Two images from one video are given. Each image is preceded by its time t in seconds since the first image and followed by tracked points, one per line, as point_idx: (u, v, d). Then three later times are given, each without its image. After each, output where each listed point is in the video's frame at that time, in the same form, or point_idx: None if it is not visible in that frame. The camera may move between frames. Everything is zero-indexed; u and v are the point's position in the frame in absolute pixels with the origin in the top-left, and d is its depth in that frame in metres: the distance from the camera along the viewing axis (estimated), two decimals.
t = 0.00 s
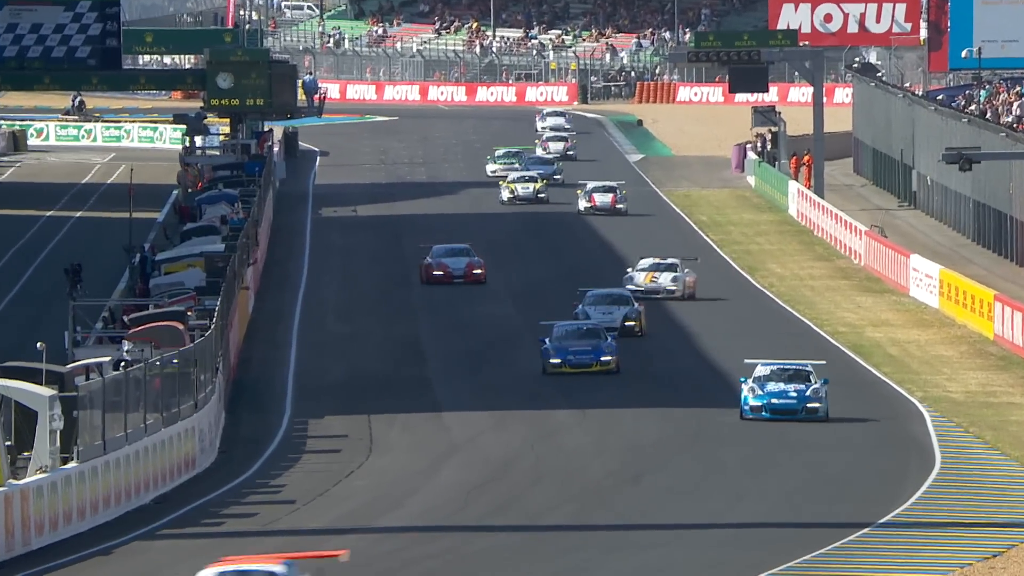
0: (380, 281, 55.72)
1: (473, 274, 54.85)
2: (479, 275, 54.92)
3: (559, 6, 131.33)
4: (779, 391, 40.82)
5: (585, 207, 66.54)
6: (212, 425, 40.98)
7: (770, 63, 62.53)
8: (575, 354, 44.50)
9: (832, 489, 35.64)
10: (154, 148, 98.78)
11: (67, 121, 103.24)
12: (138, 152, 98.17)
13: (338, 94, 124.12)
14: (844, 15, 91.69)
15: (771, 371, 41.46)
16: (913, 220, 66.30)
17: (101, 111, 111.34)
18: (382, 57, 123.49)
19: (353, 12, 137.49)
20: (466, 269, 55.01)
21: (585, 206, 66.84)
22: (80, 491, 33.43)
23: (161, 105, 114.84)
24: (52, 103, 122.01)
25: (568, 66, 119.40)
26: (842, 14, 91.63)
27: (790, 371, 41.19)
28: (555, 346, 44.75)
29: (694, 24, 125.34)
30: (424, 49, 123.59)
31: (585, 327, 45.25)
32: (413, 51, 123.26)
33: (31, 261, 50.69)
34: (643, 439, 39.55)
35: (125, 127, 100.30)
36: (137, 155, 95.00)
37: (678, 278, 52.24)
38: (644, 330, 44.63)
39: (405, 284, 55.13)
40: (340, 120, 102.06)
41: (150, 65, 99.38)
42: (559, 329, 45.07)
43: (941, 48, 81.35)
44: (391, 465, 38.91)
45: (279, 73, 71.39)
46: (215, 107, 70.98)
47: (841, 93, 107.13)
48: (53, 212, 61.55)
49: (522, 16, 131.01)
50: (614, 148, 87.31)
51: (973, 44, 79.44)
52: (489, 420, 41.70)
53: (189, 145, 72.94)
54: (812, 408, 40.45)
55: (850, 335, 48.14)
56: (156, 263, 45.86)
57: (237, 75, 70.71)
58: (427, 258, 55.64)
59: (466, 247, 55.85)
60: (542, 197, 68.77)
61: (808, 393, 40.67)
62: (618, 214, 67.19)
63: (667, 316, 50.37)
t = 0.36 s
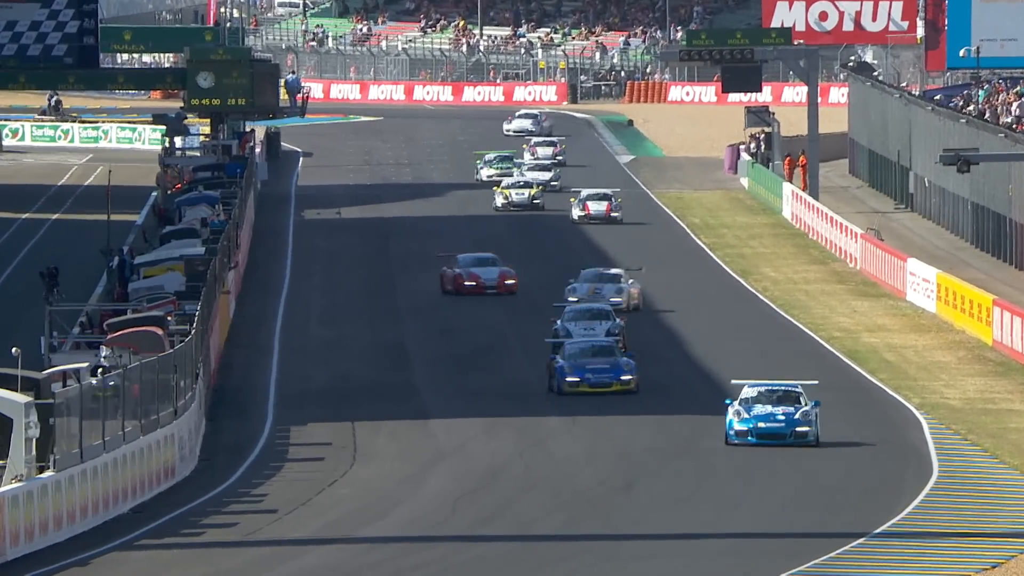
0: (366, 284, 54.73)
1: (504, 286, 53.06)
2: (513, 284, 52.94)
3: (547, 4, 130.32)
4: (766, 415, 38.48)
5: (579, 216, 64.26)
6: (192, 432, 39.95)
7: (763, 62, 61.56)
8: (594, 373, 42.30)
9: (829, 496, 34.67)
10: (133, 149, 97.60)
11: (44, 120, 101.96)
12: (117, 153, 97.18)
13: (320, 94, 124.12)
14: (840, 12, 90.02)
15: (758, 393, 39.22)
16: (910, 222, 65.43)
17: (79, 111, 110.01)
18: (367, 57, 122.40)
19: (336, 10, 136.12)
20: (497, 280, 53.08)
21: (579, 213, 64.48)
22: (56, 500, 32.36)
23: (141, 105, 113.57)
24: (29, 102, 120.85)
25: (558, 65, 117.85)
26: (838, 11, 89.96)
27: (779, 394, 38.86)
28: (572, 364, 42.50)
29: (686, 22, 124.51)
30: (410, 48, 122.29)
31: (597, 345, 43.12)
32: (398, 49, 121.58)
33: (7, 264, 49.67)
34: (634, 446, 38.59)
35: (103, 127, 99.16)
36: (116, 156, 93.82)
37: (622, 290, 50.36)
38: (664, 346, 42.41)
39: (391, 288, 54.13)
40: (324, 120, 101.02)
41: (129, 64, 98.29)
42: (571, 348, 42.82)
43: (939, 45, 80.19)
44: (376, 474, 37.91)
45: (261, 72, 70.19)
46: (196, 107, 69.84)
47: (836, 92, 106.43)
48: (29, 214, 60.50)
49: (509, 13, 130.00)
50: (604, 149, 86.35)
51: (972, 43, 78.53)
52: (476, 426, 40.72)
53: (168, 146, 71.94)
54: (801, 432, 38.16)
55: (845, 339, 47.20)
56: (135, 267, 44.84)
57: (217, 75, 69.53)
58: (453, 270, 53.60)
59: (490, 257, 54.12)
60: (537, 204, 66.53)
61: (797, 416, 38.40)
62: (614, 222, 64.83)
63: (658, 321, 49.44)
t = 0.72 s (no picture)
0: (354, 287, 53.82)
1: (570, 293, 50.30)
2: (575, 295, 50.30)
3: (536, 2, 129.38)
4: (747, 441, 36.01)
5: (576, 224, 61.88)
6: (174, 438, 39.01)
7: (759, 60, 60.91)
8: (654, 393, 40.11)
9: (826, 503, 33.76)
10: (114, 149, 96.52)
11: (23, 120, 100.83)
12: (98, 153, 96.15)
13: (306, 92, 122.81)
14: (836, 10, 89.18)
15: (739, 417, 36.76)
16: (909, 224, 64.62)
17: (59, 110, 108.87)
18: (353, 54, 121.76)
19: (322, 7, 134.76)
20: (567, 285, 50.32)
21: (575, 222, 62.07)
22: (35, 508, 31.37)
23: (122, 105, 112.45)
24: (10, 101, 119.89)
25: (549, 63, 117.40)
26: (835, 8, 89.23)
27: (761, 418, 36.45)
28: (632, 383, 40.29)
29: (680, 20, 123.73)
30: (398, 46, 121.41)
31: (656, 362, 40.92)
32: (385, 49, 121.14)
33: None
34: (627, 453, 37.70)
35: (83, 127, 98.13)
36: (98, 157, 92.76)
37: (567, 301, 48.28)
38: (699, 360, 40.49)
39: (379, 292, 53.21)
40: (310, 120, 100.13)
41: (111, 63, 97.33)
42: (629, 365, 40.57)
43: (939, 43, 80.23)
44: (363, 481, 36.97)
45: (245, 70, 69.26)
46: (179, 107, 68.89)
47: (834, 92, 105.68)
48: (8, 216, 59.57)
49: (500, 11, 129.07)
50: (596, 150, 85.47)
51: (973, 41, 77.49)
52: (466, 433, 39.80)
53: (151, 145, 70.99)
54: (784, 458, 35.69)
55: (843, 344, 46.35)
56: (116, 269, 43.92)
57: (201, 73, 68.67)
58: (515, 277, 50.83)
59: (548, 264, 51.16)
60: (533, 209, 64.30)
61: (780, 442, 35.93)
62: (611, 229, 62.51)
63: (651, 325, 48.55)
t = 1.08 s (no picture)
0: (343, 287, 52.86)
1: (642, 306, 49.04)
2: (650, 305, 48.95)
3: None
4: (718, 466, 33.10)
5: (575, 230, 59.56)
6: (158, 442, 38.06)
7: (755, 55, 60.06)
8: (730, 411, 37.69)
9: (826, 506, 32.84)
10: (96, 145, 95.40)
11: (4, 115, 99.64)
12: (80, 149, 95.00)
13: (293, 87, 122.19)
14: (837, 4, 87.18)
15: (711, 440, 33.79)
16: (909, 223, 63.79)
17: (40, 105, 107.65)
18: (341, 49, 120.79)
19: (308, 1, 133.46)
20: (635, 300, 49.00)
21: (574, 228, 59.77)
22: (14, 514, 30.38)
23: (105, 100, 111.24)
24: None
25: (542, 58, 116.10)
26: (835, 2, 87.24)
27: (734, 441, 33.50)
28: (707, 400, 37.77)
29: (674, 14, 123.05)
30: (387, 39, 120.31)
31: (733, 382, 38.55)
32: (374, 42, 120.52)
33: None
34: (622, 456, 36.80)
35: (64, 123, 96.99)
36: (80, 153, 91.65)
37: (524, 309, 46.83)
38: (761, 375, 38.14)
39: (369, 292, 52.27)
40: (297, 116, 99.16)
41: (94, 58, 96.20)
42: (705, 382, 38.13)
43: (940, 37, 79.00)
44: (352, 485, 36.04)
45: (230, 65, 67.20)
46: (162, 102, 66.35)
47: (832, 87, 104.65)
48: None
49: (491, 5, 128.05)
50: (589, 146, 84.59)
51: (975, 35, 76.64)
52: (456, 436, 38.86)
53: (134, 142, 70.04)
54: (758, 485, 32.87)
55: (842, 345, 45.48)
56: (97, 269, 42.97)
57: (185, 67, 66.19)
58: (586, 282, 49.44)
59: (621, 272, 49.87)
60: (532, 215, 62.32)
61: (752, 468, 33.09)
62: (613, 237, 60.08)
63: (646, 325, 47.65)
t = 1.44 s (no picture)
0: (333, 286, 51.91)
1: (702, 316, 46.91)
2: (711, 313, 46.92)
3: None
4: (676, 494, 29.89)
5: (576, 235, 57.06)
6: (141, 444, 37.05)
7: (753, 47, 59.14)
8: (760, 429, 35.13)
9: (826, 509, 31.89)
10: (77, 140, 94.20)
11: None
12: (62, 144, 93.82)
13: (281, 81, 119.35)
14: None
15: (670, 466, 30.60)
16: (911, 220, 62.90)
17: (21, 98, 106.38)
18: (330, 41, 119.16)
19: None
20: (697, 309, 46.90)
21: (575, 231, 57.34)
22: None
23: (87, 93, 110.00)
24: None
25: (534, 51, 115.29)
26: None
27: (694, 467, 30.27)
28: (736, 417, 35.23)
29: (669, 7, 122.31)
30: (376, 32, 119.09)
31: (770, 397, 35.91)
32: (363, 35, 119.29)
33: None
34: (617, 459, 35.84)
35: (45, 117, 95.83)
36: (62, 148, 90.47)
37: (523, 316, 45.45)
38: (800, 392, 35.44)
39: (359, 290, 51.30)
40: (285, 110, 98.12)
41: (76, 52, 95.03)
42: (739, 398, 35.60)
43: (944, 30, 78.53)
44: (340, 489, 35.06)
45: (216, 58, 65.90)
46: (146, 95, 65.39)
47: (832, 80, 103.79)
48: None
49: None
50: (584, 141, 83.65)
51: (979, 27, 75.77)
52: (447, 438, 37.90)
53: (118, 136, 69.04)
54: (718, 514, 29.53)
55: (843, 345, 44.54)
56: (79, 267, 42.01)
57: (169, 61, 65.26)
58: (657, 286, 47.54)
59: (692, 278, 47.91)
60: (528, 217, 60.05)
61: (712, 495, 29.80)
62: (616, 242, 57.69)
63: (641, 324, 46.71)
